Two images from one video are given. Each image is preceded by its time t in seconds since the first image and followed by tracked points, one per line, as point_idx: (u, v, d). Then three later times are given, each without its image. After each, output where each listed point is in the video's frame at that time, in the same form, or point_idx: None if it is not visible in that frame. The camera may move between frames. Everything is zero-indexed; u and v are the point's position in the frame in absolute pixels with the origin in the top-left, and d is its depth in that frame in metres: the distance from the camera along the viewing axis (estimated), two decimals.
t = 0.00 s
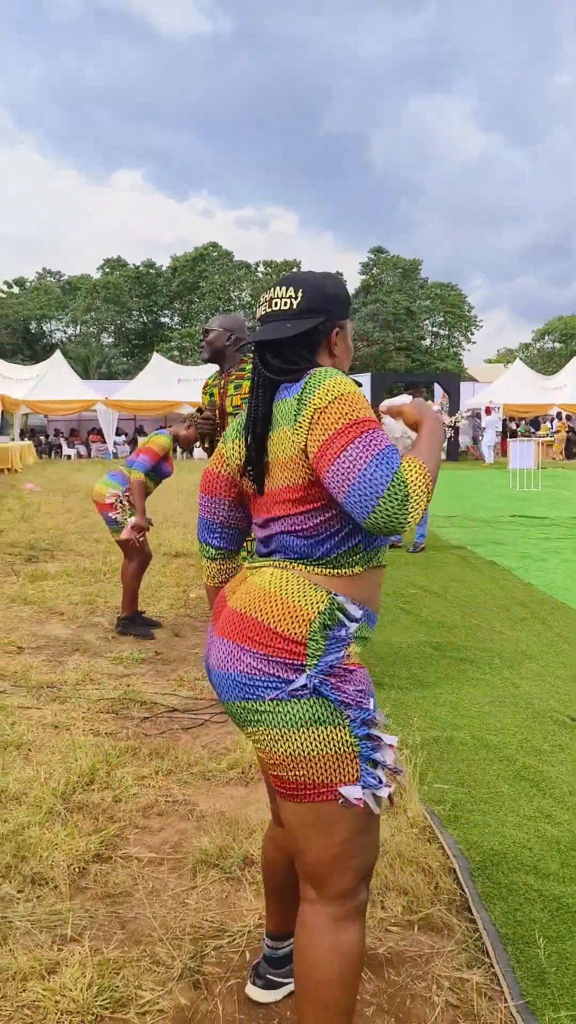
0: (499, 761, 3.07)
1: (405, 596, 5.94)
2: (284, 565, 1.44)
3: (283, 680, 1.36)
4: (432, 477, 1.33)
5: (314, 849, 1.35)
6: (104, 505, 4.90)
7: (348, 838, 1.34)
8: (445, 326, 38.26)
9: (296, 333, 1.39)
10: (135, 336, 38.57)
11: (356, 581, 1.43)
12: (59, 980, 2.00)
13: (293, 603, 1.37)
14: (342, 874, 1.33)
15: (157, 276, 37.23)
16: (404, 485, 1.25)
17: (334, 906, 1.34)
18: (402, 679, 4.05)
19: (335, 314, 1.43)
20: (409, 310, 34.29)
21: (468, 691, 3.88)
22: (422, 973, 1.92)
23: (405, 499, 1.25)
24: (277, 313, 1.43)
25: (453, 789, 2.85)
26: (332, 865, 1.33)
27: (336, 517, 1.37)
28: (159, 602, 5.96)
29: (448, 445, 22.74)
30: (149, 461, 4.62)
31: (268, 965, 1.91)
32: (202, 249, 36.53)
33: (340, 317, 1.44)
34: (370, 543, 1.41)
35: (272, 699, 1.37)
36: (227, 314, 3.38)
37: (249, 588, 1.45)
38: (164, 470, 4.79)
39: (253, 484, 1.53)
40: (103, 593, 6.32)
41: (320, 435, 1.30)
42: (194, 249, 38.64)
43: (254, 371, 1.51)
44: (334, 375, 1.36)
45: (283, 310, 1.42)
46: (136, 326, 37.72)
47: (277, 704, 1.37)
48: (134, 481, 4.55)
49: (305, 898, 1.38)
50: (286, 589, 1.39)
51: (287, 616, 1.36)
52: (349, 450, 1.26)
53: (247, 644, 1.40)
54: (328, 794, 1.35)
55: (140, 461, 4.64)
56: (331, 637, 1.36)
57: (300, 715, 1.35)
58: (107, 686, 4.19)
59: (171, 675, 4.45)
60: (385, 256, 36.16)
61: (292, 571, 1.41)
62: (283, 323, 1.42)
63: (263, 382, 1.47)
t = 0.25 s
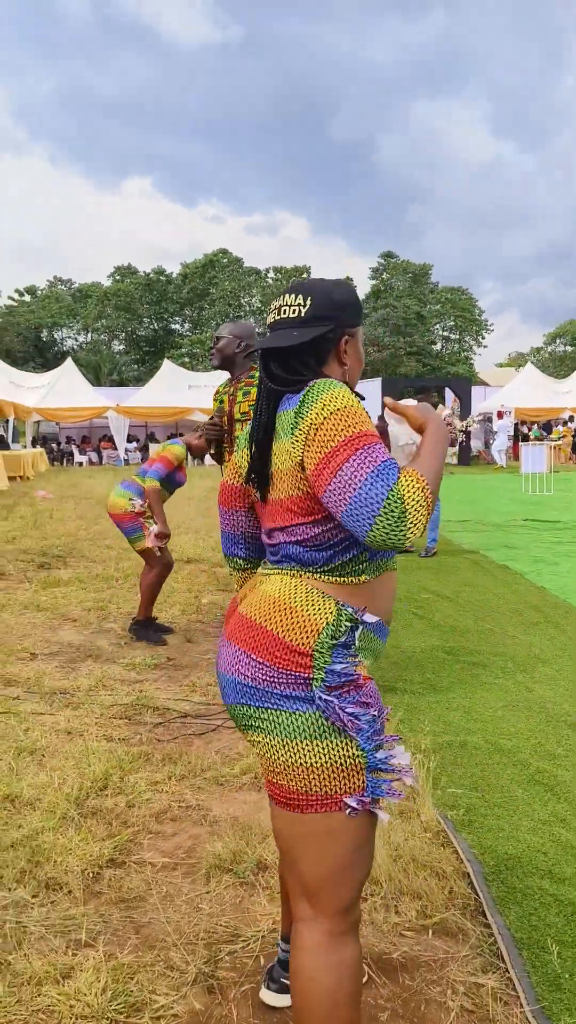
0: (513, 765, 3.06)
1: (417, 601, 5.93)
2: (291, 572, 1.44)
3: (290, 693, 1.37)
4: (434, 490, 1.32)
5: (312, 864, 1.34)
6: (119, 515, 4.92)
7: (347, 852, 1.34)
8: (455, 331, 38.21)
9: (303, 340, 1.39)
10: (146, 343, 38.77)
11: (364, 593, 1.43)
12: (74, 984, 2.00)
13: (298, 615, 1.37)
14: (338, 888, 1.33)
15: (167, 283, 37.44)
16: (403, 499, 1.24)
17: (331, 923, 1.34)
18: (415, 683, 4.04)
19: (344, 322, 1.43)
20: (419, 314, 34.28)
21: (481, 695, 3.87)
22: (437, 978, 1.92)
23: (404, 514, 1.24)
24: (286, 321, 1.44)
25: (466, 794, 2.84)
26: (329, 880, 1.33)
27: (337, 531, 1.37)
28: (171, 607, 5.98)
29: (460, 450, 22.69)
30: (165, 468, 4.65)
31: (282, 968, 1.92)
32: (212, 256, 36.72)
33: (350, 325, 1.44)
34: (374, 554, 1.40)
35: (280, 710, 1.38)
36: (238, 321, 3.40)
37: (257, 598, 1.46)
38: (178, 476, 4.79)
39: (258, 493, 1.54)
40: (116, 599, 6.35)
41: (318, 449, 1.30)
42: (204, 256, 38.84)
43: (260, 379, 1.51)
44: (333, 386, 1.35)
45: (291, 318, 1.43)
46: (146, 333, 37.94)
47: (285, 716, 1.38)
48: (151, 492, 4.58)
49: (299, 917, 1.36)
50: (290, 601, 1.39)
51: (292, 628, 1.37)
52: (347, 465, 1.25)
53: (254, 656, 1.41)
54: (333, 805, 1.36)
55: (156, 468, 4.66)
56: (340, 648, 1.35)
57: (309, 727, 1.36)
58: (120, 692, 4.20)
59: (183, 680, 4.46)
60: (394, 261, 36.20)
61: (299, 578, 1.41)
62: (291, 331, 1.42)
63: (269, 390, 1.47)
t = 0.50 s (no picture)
0: (523, 767, 3.06)
1: (426, 603, 5.93)
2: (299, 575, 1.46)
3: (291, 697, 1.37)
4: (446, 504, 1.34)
5: (315, 873, 1.34)
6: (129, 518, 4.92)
7: (350, 864, 1.33)
8: (464, 333, 38.17)
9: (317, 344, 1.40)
10: (155, 348, 38.92)
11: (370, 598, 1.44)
12: (86, 985, 2.02)
13: (300, 622, 1.37)
14: (344, 900, 1.32)
15: (176, 288, 37.57)
16: (423, 522, 1.27)
17: (336, 936, 1.32)
18: (424, 686, 4.04)
19: (358, 324, 1.44)
20: (427, 317, 34.28)
21: (491, 697, 3.86)
22: (448, 979, 1.92)
23: (424, 537, 1.27)
24: (299, 322, 1.45)
25: (477, 795, 2.84)
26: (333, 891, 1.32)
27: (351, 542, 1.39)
28: (181, 611, 6.00)
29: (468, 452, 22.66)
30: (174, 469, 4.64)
31: (282, 961, 1.93)
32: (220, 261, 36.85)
33: (364, 328, 1.45)
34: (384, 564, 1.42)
35: (281, 715, 1.38)
36: (242, 324, 3.42)
37: (263, 604, 1.46)
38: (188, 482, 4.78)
39: (265, 496, 1.55)
40: (126, 602, 6.37)
41: (336, 468, 1.30)
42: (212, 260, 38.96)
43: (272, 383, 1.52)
44: (348, 399, 1.35)
45: (305, 319, 1.43)
46: (155, 338, 38.08)
47: (284, 720, 1.38)
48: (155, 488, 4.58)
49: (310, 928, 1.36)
50: (292, 607, 1.39)
51: (296, 634, 1.37)
52: (368, 488, 1.26)
53: (257, 661, 1.41)
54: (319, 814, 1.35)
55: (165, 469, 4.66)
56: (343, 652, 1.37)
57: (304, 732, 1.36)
58: (130, 695, 4.22)
59: (193, 683, 4.47)
60: (402, 265, 36.23)
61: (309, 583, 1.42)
62: (305, 333, 1.43)
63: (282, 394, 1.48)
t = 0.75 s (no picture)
0: (533, 772, 3.05)
1: (435, 607, 5.92)
2: (303, 580, 1.46)
3: (302, 705, 1.37)
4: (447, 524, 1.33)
5: (326, 876, 1.35)
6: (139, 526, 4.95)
7: (362, 868, 1.33)
8: (471, 337, 38.12)
9: (326, 347, 1.41)
10: (163, 353, 39.05)
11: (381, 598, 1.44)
12: (96, 988, 2.03)
13: (313, 629, 1.38)
14: (352, 902, 1.33)
15: (184, 293, 37.69)
16: (421, 545, 1.26)
17: (348, 939, 1.33)
18: (433, 690, 4.04)
19: (366, 328, 1.45)
20: (435, 320, 34.25)
21: (501, 701, 3.85)
22: (458, 984, 1.92)
23: (421, 561, 1.26)
24: (307, 325, 1.46)
25: (487, 800, 2.84)
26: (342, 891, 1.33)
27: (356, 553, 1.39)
28: (190, 615, 6.01)
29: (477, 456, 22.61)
30: (181, 478, 4.61)
31: (291, 964, 1.92)
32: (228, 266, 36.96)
33: (372, 330, 1.46)
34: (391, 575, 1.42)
35: (292, 723, 1.39)
36: (252, 329, 3.43)
37: (274, 610, 1.47)
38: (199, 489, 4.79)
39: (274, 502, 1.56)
40: (135, 607, 6.39)
41: (339, 483, 1.31)
42: (220, 265, 39.08)
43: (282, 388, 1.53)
44: (355, 413, 1.35)
45: (313, 322, 1.44)
46: (163, 343, 38.20)
47: (295, 728, 1.38)
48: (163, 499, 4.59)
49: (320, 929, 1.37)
50: (305, 613, 1.40)
51: (307, 641, 1.38)
52: (368, 509, 1.26)
53: (267, 669, 1.42)
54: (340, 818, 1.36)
55: (173, 478, 4.65)
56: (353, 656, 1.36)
57: (319, 738, 1.36)
58: (140, 699, 4.23)
59: (202, 687, 4.48)
60: (410, 268, 36.25)
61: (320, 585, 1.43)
62: (313, 336, 1.44)
63: (292, 399, 1.49)
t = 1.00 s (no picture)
0: (538, 775, 3.05)
1: (439, 610, 5.92)
2: (311, 589, 1.47)
3: (309, 712, 1.38)
4: (443, 535, 1.32)
5: (346, 888, 1.34)
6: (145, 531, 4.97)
7: (384, 880, 1.33)
8: (474, 339, 38.13)
9: (330, 358, 1.42)
10: (166, 357, 39.13)
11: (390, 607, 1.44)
12: (103, 993, 2.03)
13: (320, 637, 1.38)
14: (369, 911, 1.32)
15: (186, 297, 37.76)
16: (411, 550, 1.26)
17: (368, 951, 1.32)
18: (438, 694, 4.04)
19: (367, 336, 1.46)
20: (438, 324, 34.28)
21: (506, 705, 3.85)
22: (465, 989, 1.92)
23: (408, 568, 1.26)
24: (309, 336, 1.46)
25: (492, 804, 2.84)
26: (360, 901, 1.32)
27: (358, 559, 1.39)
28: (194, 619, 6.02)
29: (480, 459, 22.61)
30: (183, 484, 4.61)
31: (298, 970, 1.92)
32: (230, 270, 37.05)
33: (373, 338, 1.47)
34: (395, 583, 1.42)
35: (300, 729, 1.39)
36: (254, 334, 3.44)
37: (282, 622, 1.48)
38: (203, 495, 4.77)
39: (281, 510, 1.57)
40: (139, 611, 6.40)
41: (334, 485, 1.32)
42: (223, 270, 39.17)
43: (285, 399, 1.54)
44: (355, 417, 1.36)
45: (314, 333, 1.45)
46: (166, 347, 38.27)
47: (303, 735, 1.39)
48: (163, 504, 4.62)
49: (338, 941, 1.36)
50: (312, 621, 1.41)
51: (314, 649, 1.38)
52: (360, 511, 1.27)
53: (274, 675, 1.44)
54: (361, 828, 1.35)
55: (175, 484, 4.66)
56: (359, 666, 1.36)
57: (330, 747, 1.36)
58: (144, 703, 4.24)
59: (207, 692, 4.49)
60: (412, 272, 36.31)
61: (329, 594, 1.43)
62: (315, 347, 1.45)
63: (296, 410, 1.49)
